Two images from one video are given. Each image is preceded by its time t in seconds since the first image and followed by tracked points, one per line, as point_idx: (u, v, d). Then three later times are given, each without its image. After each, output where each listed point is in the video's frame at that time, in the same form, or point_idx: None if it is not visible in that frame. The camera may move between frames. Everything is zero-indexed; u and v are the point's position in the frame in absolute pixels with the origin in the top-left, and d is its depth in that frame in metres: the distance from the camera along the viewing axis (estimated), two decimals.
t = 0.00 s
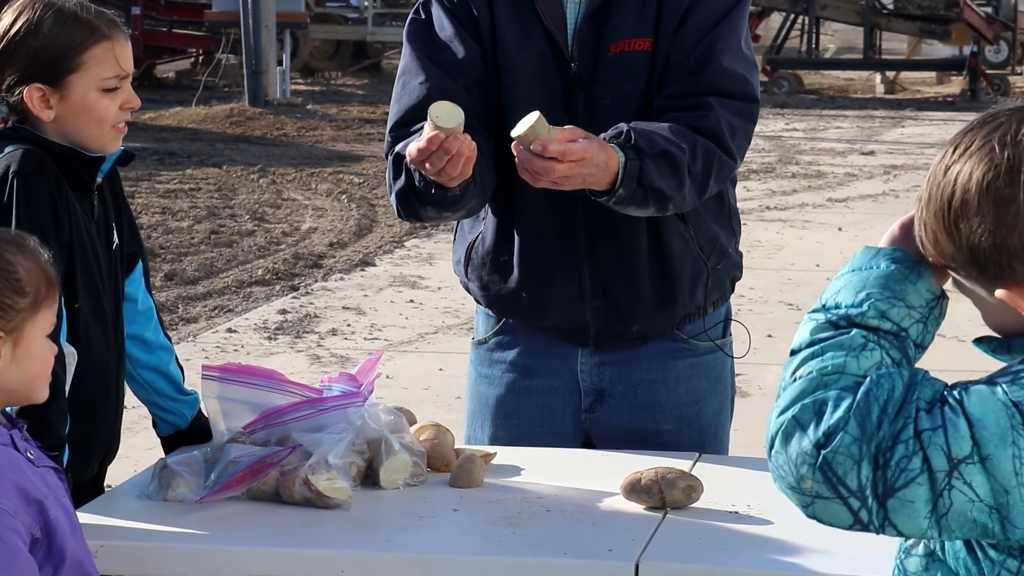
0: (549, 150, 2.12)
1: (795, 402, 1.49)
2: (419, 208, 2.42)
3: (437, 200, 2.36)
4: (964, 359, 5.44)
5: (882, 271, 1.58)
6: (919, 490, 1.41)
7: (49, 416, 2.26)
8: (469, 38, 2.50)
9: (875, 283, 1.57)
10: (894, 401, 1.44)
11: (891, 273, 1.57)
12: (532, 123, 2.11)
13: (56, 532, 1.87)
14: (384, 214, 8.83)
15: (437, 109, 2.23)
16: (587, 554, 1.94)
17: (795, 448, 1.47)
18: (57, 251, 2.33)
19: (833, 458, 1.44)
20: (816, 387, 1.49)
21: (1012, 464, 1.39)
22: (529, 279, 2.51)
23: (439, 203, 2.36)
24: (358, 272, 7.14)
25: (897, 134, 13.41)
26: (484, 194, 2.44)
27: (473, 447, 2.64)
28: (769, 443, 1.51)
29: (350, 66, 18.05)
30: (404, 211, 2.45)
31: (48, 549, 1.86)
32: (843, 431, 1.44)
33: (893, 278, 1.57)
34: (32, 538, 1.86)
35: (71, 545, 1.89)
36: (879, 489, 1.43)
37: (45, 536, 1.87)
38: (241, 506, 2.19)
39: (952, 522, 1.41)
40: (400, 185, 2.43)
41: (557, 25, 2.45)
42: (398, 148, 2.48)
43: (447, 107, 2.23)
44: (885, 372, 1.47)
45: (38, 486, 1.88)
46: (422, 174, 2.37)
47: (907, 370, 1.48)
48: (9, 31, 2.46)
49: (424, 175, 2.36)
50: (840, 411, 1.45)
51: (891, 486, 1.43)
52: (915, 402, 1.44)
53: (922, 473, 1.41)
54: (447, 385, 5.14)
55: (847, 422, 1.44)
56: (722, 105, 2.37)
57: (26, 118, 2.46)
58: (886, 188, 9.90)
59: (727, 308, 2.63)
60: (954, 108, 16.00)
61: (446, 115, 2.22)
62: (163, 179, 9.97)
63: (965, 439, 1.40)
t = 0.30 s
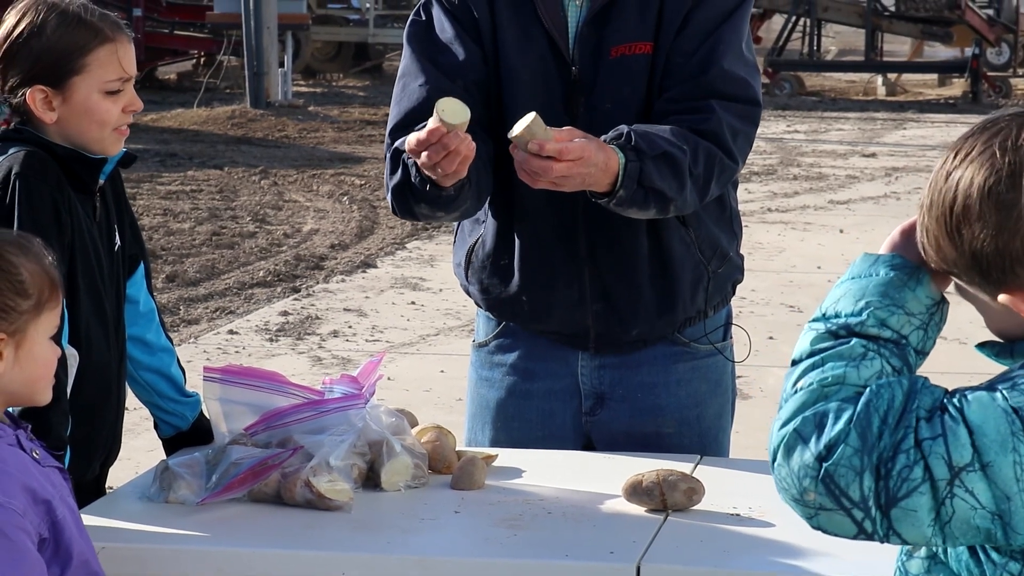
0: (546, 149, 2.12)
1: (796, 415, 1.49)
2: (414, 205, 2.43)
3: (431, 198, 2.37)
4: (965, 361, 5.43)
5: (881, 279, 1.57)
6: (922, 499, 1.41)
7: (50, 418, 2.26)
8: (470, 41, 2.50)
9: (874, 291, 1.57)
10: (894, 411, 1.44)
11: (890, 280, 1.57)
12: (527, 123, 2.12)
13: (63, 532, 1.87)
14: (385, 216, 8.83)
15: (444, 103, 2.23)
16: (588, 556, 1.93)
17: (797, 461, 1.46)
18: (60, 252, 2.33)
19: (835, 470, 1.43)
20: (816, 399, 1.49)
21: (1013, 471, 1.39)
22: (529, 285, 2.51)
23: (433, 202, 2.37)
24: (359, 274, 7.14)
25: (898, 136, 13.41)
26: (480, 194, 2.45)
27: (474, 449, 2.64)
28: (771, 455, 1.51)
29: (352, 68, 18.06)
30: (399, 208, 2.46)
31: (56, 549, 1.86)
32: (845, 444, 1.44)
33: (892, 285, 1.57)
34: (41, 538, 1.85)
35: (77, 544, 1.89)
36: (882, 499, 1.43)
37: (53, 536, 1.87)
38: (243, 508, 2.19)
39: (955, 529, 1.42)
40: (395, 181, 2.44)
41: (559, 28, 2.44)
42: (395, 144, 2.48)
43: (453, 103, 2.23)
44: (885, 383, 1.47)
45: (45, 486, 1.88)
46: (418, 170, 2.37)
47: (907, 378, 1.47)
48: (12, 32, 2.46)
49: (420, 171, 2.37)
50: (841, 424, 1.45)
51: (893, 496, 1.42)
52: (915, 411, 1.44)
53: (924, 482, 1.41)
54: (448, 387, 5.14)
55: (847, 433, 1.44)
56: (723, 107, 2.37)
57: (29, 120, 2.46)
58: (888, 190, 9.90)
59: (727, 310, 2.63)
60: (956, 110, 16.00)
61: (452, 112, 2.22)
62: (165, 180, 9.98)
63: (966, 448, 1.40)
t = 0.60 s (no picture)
0: (546, 141, 2.13)
1: (796, 414, 1.49)
2: (407, 203, 2.44)
3: (423, 195, 2.39)
4: (966, 364, 5.43)
5: (878, 282, 1.58)
6: (922, 496, 1.41)
7: (50, 418, 2.26)
8: (469, 44, 2.50)
9: (871, 294, 1.57)
10: (894, 408, 1.44)
11: (887, 284, 1.58)
12: (527, 116, 2.14)
13: (66, 532, 1.87)
14: (387, 217, 8.84)
15: (444, 95, 2.24)
16: (589, 558, 1.93)
17: (797, 459, 1.47)
18: (60, 253, 2.34)
19: (835, 467, 1.43)
20: (815, 399, 1.49)
21: (1012, 468, 1.38)
22: (529, 284, 2.51)
23: (425, 198, 2.39)
24: (360, 275, 7.15)
25: (900, 138, 13.41)
26: (474, 192, 2.46)
27: (474, 451, 2.64)
28: (772, 455, 1.51)
29: (353, 69, 18.08)
30: (392, 204, 2.47)
31: (58, 549, 1.86)
32: (845, 441, 1.44)
33: (889, 288, 1.57)
34: (44, 538, 1.85)
35: (80, 544, 1.89)
36: (882, 497, 1.43)
37: (56, 536, 1.86)
38: (243, 509, 2.19)
39: (955, 527, 1.41)
40: (390, 177, 2.45)
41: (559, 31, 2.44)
42: (391, 140, 2.49)
43: (454, 97, 2.24)
44: (884, 381, 1.47)
45: (48, 486, 1.88)
46: (410, 167, 2.39)
47: (905, 377, 1.48)
48: (15, 33, 2.46)
49: (413, 167, 2.38)
50: (841, 421, 1.45)
51: (894, 494, 1.42)
52: (915, 409, 1.44)
53: (923, 479, 1.41)
54: (449, 389, 5.14)
55: (847, 430, 1.44)
56: (725, 108, 2.37)
57: (30, 122, 2.46)
58: (889, 192, 9.89)
59: (727, 313, 2.63)
60: (957, 112, 16.00)
61: (452, 104, 2.23)
62: (166, 182, 9.99)
63: (964, 444, 1.40)
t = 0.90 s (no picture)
0: (541, 139, 2.13)
1: (793, 426, 1.50)
2: (402, 205, 2.44)
3: (418, 197, 2.39)
4: (967, 365, 5.42)
5: (873, 290, 1.59)
6: (921, 505, 1.41)
7: (51, 420, 2.26)
8: (467, 44, 2.50)
9: (866, 303, 1.58)
10: (889, 418, 1.45)
11: (882, 292, 1.58)
12: (523, 114, 2.15)
13: (69, 534, 1.87)
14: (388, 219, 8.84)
15: (436, 101, 2.24)
16: (591, 560, 1.93)
17: (796, 471, 1.47)
18: (61, 254, 2.33)
19: (833, 479, 1.44)
20: (812, 410, 1.50)
21: (1010, 475, 1.38)
22: (529, 288, 2.51)
23: (420, 201, 2.39)
24: (362, 277, 7.15)
25: (901, 140, 13.40)
26: (470, 197, 2.47)
27: (474, 453, 2.64)
28: (771, 467, 1.52)
29: (354, 71, 18.10)
30: (387, 205, 2.47)
31: (62, 551, 1.86)
32: (842, 452, 1.44)
33: (884, 296, 1.58)
34: (47, 540, 1.85)
35: (83, 546, 1.89)
36: (881, 507, 1.43)
37: (58, 538, 1.86)
38: (246, 511, 2.18)
39: (955, 534, 1.41)
40: (385, 179, 2.46)
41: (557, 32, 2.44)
42: (387, 143, 2.50)
43: (446, 103, 2.25)
44: (879, 391, 1.47)
45: (51, 488, 1.88)
46: (406, 169, 2.39)
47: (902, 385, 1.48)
48: (18, 33, 2.47)
49: (409, 169, 2.39)
50: (837, 433, 1.45)
51: (892, 503, 1.42)
52: (911, 418, 1.44)
53: (922, 489, 1.41)
54: (451, 391, 5.14)
55: (844, 442, 1.44)
56: (722, 107, 2.37)
57: (32, 123, 2.46)
58: (891, 195, 9.89)
59: (727, 314, 2.63)
60: (958, 114, 15.99)
61: (443, 109, 2.23)
62: (167, 183, 9.99)
63: (961, 453, 1.40)
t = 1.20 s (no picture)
0: (542, 137, 2.13)
1: (789, 428, 1.50)
2: (404, 202, 2.44)
3: (421, 194, 2.39)
4: (968, 368, 5.42)
5: (873, 292, 1.58)
6: (915, 508, 1.41)
7: (53, 419, 2.26)
8: (469, 45, 2.50)
9: (866, 305, 1.58)
10: (885, 421, 1.45)
11: (882, 294, 1.58)
12: (524, 112, 2.14)
13: (70, 536, 1.87)
14: (390, 220, 8.84)
15: (441, 97, 2.24)
16: (592, 562, 1.93)
17: (791, 472, 1.47)
18: (63, 254, 2.34)
19: (828, 481, 1.44)
20: (809, 412, 1.50)
21: (1005, 480, 1.38)
22: (529, 287, 2.52)
23: (423, 197, 2.39)
24: (363, 278, 7.15)
25: (903, 142, 13.40)
26: (472, 195, 2.47)
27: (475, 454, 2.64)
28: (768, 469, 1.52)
29: (356, 72, 18.11)
30: (390, 202, 2.47)
31: (63, 553, 1.86)
32: (837, 455, 1.44)
33: (885, 298, 1.58)
34: (47, 542, 1.85)
35: (84, 548, 1.89)
36: (875, 510, 1.43)
37: (59, 540, 1.86)
38: (247, 512, 2.19)
39: (949, 537, 1.41)
40: (388, 175, 2.46)
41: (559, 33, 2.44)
42: (390, 140, 2.50)
43: (451, 98, 2.25)
44: (875, 394, 1.47)
45: (53, 489, 1.88)
46: (408, 165, 2.39)
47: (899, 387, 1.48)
48: (21, 34, 2.47)
49: (411, 166, 2.38)
50: (833, 436, 1.45)
51: (887, 505, 1.42)
52: (907, 420, 1.44)
53: (917, 491, 1.41)
54: (452, 392, 5.14)
55: (839, 444, 1.44)
56: (723, 108, 2.37)
57: (35, 124, 2.47)
58: (893, 197, 9.89)
59: (727, 316, 2.63)
60: (961, 117, 15.98)
61: (448, 105, 2.23)
62: (169, 184, 10.00)
63: (955, 456, 1.40)
